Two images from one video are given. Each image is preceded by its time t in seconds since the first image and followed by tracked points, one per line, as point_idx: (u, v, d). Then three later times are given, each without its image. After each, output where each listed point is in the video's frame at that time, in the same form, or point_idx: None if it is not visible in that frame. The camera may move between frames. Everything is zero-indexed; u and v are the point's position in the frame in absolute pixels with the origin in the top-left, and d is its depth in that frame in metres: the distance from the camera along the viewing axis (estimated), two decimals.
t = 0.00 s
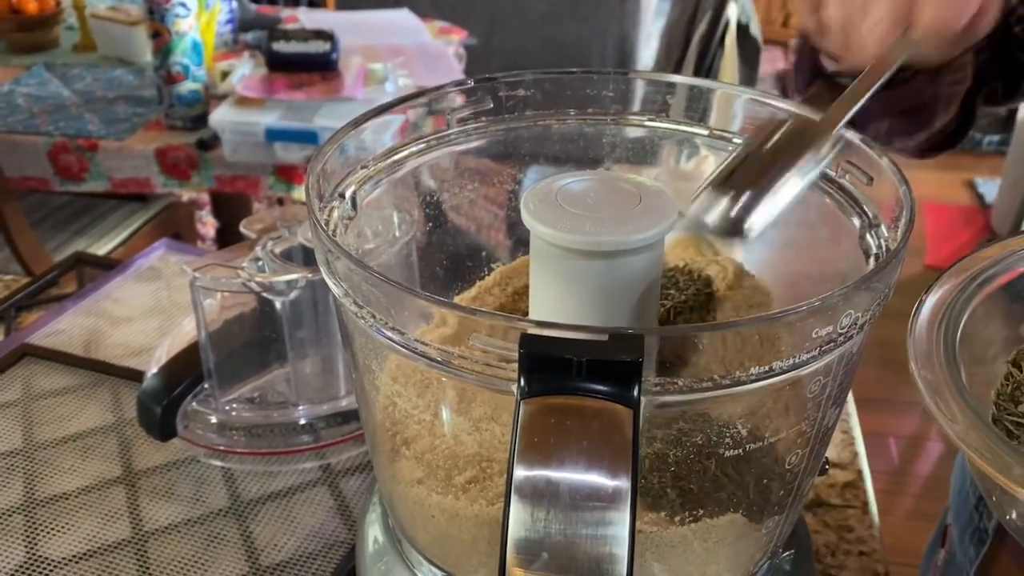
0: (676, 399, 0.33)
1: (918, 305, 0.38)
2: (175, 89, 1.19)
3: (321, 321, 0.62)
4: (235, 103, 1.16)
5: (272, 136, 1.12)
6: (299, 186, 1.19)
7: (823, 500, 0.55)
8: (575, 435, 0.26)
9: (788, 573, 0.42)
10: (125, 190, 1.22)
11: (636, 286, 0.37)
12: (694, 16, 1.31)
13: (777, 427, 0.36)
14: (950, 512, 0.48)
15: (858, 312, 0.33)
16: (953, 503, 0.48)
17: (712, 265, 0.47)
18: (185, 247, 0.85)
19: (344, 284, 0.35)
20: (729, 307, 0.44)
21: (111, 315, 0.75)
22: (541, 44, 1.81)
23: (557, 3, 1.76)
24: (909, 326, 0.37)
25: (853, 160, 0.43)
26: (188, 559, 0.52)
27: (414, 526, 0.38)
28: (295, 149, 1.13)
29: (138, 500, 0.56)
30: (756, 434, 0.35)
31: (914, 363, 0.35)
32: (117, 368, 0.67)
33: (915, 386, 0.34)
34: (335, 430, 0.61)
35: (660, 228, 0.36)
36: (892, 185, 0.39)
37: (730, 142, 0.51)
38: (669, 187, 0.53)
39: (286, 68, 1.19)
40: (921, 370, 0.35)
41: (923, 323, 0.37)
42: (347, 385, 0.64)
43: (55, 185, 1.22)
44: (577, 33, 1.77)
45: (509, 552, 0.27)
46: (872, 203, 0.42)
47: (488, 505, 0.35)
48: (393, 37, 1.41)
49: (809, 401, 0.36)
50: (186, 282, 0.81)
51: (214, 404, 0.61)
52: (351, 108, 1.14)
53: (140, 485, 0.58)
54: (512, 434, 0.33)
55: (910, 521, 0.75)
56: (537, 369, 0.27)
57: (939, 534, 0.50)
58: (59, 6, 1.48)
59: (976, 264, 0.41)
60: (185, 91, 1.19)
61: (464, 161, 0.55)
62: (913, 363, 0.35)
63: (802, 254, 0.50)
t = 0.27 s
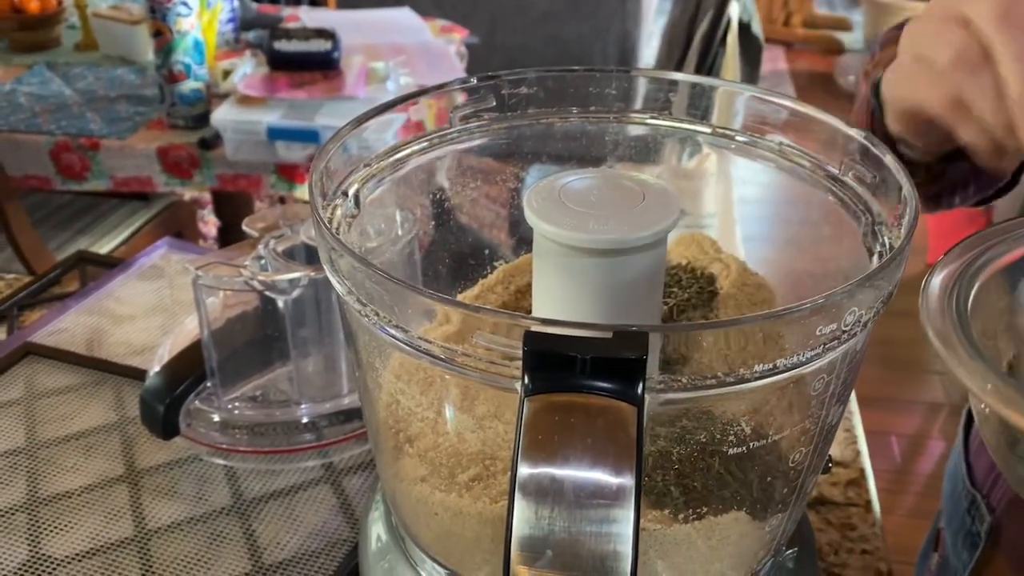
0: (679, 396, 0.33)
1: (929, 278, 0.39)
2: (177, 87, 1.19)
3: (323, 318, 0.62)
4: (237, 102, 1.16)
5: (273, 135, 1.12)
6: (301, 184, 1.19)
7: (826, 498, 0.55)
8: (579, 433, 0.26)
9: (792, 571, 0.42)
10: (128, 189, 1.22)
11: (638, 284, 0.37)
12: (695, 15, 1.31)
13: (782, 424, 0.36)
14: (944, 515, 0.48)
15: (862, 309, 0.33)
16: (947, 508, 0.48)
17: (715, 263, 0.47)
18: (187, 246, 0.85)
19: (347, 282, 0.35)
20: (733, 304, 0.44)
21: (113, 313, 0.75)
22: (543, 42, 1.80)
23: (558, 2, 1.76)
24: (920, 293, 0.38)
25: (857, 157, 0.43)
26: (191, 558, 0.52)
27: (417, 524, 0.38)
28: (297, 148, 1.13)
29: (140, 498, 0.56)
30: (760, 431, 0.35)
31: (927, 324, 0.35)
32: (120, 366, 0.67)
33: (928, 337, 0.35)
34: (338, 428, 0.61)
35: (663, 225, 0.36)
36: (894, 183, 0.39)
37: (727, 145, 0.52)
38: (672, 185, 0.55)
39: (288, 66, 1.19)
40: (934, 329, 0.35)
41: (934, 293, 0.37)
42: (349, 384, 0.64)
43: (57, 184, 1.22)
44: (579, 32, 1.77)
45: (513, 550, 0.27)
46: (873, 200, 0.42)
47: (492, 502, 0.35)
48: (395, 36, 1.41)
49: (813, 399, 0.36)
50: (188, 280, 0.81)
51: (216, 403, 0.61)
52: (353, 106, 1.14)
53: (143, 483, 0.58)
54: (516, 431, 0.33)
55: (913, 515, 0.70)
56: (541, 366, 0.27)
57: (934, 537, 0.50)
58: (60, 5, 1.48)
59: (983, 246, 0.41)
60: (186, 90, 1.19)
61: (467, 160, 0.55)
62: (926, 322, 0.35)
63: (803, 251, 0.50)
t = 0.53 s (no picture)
0: (682, 395, 0.33)
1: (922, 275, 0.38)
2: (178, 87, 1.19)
3: (324, 316, 0.63)
4: (239, 101, 1.16)
5: (275, 134, 1.12)
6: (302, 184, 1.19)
7: (828, 497, 0.55)
8: (583, 431, 0.26)
9: (794, 570, 0.42)
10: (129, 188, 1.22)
11: (641, 283, 0.37)
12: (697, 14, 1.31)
13: (785, 422, 0.36)
14: (938, 514, 0.48)
15: (865, 308, 0.33)
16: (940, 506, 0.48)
17: (717, 262, 0.47)
18: (189, 245, 0.85)
19: (350, 281, 0.35)
20: (735, 301, 0.44)
21: (114, 313, 0.75)
22: (544, 42, 1.80)
23: (559, 2, 1.77)
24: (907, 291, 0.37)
25: (860, 154, 0.43)
26: (193, 557, 0.52)
27: (420, 522, 0.39)
28: (299, 147, 1.13)
29: (142, 497, 0.56)
30: (764, 429, 0.35)
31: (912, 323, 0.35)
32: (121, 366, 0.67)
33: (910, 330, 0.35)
34: (339, 427, 0.61)
35: (665, 223, 0.36)
36: (897, 181, 0.39)
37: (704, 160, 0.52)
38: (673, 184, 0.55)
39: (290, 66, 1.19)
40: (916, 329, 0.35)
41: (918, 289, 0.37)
42: (352, 382, 0.63)
43: (58, 184, 1.22)
44: (579, 31, 1.77)
45: (516, 548, 0.27)
46: (876, 199, 0.42)
47: (495, 501, 0.35)
48: (396, 35, 1.41)
49: (816, 397, 0.36)
50: (189, 280, 0.81)
51: (218, 402, 0.61)
52: (355, 106, 1.14)
53: (145, 482, 0.58)
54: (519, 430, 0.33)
55: (915, 516, 0.60)
56: (545, 364, 0.27)
57: (927, 537, 0.50)
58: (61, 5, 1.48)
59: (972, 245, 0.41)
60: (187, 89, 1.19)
61: (469, 158, 0.55)
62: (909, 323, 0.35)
63: (805, 251, 0.50)
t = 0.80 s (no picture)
0: (687, 393, 0.33)
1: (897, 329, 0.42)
2: (179, 86, 1.18)
3: (328, 314, 0.63)
4: (240, 100, 1.16)
5: (276, 134, 1.12)
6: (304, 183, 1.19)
7: (831, 496, 0.55)
8: (590, 428, 0.26)
9: (799, 568, 0.42)
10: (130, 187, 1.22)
11: (644, 281, 0.37)
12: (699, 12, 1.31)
13: (790, 420, 0.36)
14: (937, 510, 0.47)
15: (870, 306, 0.33)
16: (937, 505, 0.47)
17: (721, 260, 0.47)
18: (191, 244, 0.85)
19: (355, 279, 0.35)
20: (739, 300, 0.44)
21: (116, 312, 0.76)
22: (545, 41, 1.80)
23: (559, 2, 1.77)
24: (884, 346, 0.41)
25: (865, 152, 0.43)
26: (196, 556, 0.52)
27: (425, 520, 0.39)
28: (300, 146, 1.13)
29: (145, 496, 0.56)
30: (769, 427, 0.35)
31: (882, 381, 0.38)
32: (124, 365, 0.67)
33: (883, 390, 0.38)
34: (342, 426, 0.61)
35: (668, 223, 0.35)
36: (902, 179, 0.39)
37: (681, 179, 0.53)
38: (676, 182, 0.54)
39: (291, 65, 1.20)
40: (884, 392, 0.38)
41: (890, 346, 0.41)
42: (354, 381, 0.63)
43: (59, 183, 1.22)
44: (580, 31, 1.77)
45: (522, 545, 0.27)
46: (880, 197, 0.42)
47: (500, 499, 0.35)
48: (398, 35, 1.41)
49: (821, 395, 0.36)
50: (191, 279, 0.81)
51: (221, 401, 0.61)
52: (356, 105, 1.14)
53: (148, 481, 0.58)
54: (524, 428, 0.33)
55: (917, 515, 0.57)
56: (552, 362, 0.27)
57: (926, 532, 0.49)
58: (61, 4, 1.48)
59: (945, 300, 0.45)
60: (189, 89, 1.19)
61: (472, 157, 0.55)
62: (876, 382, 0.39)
63: (809, 249, 0.51)
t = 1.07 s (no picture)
0: (688, 392, 0.33)
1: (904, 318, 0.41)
2: (178, 85, 1.18)
3: (328, 314, 0.63)
4: (240, 99, 1.16)
5: (276, 133, 1.12)
6: (303, 182, 1.19)
7: (832, 495, 0.55)
8: (592, 428, 0.26)
9: (800, 568, 0.41)
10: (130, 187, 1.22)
11: (645, 279, 0.36)
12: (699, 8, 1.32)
13: (793, 419, 0.36)
14: (938, 508, 0.47)
15: (874, 304, 0.32)
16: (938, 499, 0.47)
17: (723, 259, 0.47)
18: (191, 243, 0.85)
19: (355, 278, 0.35)
20: (741, 299, 0.44)
21: (116, 311, 0.75)
22: (545, 41, 1.80)
23: (560, 1, 1.77)
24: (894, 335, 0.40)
25: (867, 151, 0.43)
26: (196, 556, 0.52)
27: (425, 520, 0.38)
28: (300, 146, 1.13)
29: (145, 496, 0.56)
30: (772, 426, 0.35)
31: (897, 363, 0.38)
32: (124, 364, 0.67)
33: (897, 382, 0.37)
34: (343, 426, 0.61)
35: (670, 222, 0.35)
36: (905, 177, 0.38)
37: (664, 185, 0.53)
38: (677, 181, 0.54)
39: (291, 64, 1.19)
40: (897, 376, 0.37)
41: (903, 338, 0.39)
42: (354, 380, 0.63)
43: (59, 182, 1.22)
44: (580, 30, 1.77)
45: (523, 546, 0.27)
46: (882, 195, 0.42)
47: (501, 498, 0.35)
48: (398, 34, 1.41)
49: (824, 394, 0.36)
50: (191, 278, 0.81)
51: (221, 400, 0.61)
52: (356, 105, 1.14)
53: (147, 480, 0.57)
54: (525, 427, 0.33)
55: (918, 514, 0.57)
56: (553, 361, 0.27)
57: (926, 529, 0.49)
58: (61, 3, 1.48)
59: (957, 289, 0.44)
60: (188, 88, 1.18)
61: (472, 156, 0.54)
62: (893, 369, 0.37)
63: (811, 249, 0.50)
